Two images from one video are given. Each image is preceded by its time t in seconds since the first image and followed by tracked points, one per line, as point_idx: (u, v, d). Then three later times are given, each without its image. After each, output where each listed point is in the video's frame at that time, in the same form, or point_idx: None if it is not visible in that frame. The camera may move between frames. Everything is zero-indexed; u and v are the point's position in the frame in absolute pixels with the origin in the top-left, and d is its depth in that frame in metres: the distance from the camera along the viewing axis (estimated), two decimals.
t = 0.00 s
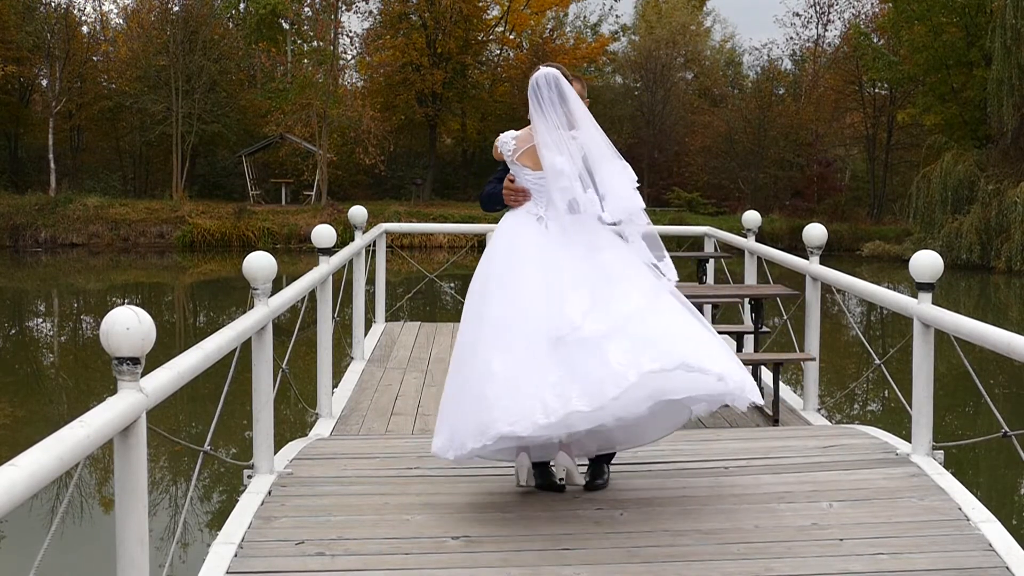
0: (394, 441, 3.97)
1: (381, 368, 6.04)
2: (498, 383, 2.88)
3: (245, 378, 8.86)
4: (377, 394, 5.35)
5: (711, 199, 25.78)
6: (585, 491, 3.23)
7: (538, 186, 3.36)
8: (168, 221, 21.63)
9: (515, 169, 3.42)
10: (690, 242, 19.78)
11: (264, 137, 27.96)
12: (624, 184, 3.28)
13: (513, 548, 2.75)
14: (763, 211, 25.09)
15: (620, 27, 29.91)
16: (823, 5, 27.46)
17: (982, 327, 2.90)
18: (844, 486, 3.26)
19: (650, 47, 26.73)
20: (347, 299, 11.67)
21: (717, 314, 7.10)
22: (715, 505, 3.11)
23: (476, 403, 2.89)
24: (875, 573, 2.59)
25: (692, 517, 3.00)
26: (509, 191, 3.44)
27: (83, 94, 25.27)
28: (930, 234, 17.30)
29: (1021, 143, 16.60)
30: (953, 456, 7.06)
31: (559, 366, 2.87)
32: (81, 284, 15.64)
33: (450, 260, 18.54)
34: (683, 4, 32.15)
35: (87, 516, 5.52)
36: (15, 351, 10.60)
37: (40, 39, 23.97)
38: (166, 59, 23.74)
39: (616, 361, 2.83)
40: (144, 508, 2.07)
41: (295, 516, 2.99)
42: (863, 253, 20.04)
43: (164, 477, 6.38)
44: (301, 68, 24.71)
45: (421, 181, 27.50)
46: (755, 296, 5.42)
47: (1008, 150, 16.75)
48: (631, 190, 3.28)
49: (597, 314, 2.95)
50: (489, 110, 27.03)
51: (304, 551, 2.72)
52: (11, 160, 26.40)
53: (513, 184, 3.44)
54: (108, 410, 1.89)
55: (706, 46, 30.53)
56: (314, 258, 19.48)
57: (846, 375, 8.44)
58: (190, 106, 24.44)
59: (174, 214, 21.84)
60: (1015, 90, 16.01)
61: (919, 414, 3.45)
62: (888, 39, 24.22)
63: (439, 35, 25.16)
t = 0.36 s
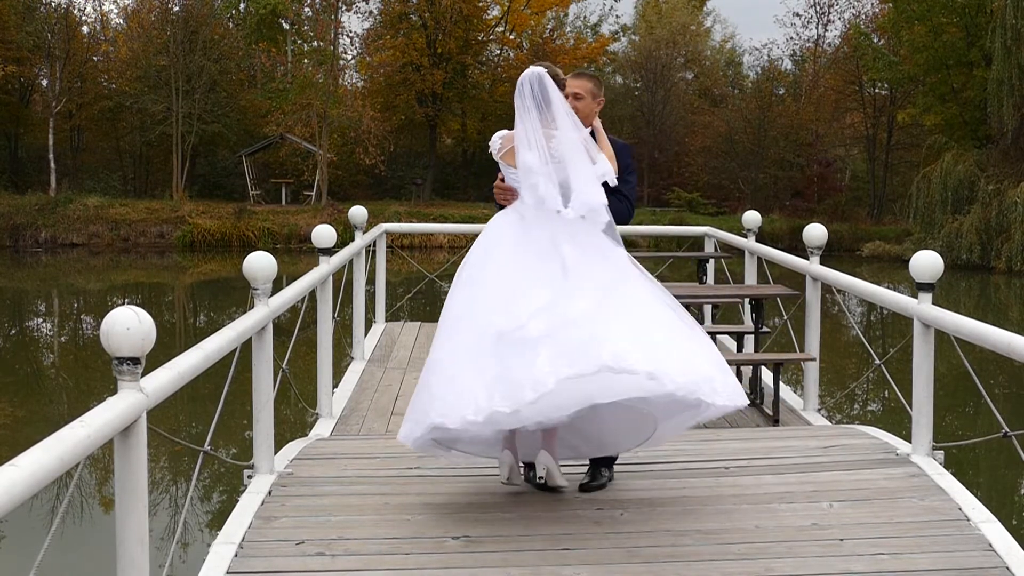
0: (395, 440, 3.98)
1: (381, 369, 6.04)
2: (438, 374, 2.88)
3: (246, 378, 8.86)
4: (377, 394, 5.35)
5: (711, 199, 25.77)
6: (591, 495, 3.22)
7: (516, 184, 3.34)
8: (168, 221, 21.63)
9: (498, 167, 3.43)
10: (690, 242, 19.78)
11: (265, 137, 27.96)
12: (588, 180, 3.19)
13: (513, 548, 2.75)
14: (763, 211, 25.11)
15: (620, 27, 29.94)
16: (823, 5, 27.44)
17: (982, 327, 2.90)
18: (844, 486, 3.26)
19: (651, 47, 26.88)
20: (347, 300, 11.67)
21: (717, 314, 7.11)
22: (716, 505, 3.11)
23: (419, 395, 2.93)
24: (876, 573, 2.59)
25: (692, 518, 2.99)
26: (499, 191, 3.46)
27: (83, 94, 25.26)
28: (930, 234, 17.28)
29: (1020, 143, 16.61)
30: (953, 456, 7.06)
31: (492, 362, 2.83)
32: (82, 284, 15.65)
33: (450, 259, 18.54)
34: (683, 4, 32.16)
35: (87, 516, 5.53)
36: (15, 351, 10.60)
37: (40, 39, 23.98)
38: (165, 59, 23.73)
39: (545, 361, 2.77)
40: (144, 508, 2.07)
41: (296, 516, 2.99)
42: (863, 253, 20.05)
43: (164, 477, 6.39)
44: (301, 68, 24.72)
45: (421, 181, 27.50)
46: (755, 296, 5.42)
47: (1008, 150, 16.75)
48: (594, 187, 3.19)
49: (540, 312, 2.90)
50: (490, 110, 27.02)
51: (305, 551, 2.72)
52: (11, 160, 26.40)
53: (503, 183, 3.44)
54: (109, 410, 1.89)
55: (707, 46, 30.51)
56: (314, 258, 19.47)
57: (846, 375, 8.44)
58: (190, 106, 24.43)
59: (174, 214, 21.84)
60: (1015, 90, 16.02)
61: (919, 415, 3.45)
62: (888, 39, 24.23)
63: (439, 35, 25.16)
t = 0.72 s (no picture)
0: (396, 442, 3.98)
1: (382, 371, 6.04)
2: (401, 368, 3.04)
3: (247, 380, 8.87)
4: (377, 396, 5.35)
5: (712, 202, 25.78)
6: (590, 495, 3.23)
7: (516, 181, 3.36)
8: (169, 223, 21.66)
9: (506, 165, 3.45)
10: (691, 245, 19.76)
11: (266, 139, 27.99)
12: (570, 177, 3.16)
13: (513, 551, 2.75)
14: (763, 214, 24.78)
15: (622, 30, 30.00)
16: (824, 10, 27.57)
17: (986, 332, 2.89)
18: (845, 490, 3.26)
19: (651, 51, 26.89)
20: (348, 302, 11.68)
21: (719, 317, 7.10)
22: (717, 509, 3.11)
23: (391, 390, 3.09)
24: None
25: (693, 521, 2.99)
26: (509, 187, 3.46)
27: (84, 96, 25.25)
28: (931, 237, 17.24)
29: (1021, 147, 16.62)
30: (953, 460, 7.05)
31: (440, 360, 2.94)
32: (83, 286, 15.66)
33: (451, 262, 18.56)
34: (684, 8, 32.20)
35: (87, 518, 5.53)
36: (17, 352, 10.61)
37: (42, 40, 24.01)
38: (167, 61, 23.76)
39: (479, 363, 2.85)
40: (145, 510, 2.07)
41: (297, 518, 2.99)
42: (863, 257, 20.07)
43: (164, 479, 6.39)
44: (303, 71, 24.73)
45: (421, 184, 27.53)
46: (756, 300, 5.42)
47: (1009, 154, 16.76)
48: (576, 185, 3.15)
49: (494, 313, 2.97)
50: (491, 113, 27.06)
51: (306, 553, 2.72)
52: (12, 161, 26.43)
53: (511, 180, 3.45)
54: (110, 411, 1.89)
55: (708, 49, 30.54)
56: (314, 261, 19.47)
57: (846, 379, 8.44)
58: (192, 108, 24.46)
59: (175, 216, 21.87)
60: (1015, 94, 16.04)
61: (922, 419, 3.45)
62: (888, 43, 24.26)
63: (440, 38, 25.19)
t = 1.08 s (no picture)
0: (396, 443, 3.97)
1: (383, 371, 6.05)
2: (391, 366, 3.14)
3: (247, 381, 8.88)
4: (377, 397, 5.35)
5: (712, 203, 25.75)
6: (589, 495, 3.23)
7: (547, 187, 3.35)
8: (169, 223, 21.66)
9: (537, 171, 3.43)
10: (691, 245, 19.77)
11: (266, 139, 27.98)
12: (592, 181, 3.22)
13: (513, 551, 2.75)
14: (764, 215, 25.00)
15: (622, 30, 30.01)
16: (824, 11, 27.66)
17: (987, 332, 2.89)
18: (846, 491, 3.26)
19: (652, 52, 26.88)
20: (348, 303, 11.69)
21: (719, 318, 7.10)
22: (718, 509, 3.11)
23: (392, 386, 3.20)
24: None
25: (694, 522, 2.99)
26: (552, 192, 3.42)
27: (85, 96, 25.22)
28: (931, 238, 17.26)
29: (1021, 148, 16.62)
30: (953, 460, 7.06)
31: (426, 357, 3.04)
32: (83, 286, 15.64)
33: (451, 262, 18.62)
34: (685, 9, 32.22)
35: (87, 517, 5.54)
36: (18, 352, 10.62)
37: (42, 40, 23.99)
38: (167, 62, 23.75)
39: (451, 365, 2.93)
40: (145, 508, 2.06)
41: (297, 518, 3.00)
42: (863, 257, 20.09)
43: (164, 480, 6.39)
44: (303, 71, 24.72)
45: (422, 185, 27.54)
46: (757, 300, 5.42)
47: (1009, 155, 16.76)
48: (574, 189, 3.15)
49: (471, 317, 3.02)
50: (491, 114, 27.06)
51: (306, 553, 2.72)
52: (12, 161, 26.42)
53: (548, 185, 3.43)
54: (111, 411, 1.88)
55: (708, 50, 30.54)
56: (315, 261, 19.48)
57: (846, 380, 8.44)
58: (192, 108, 24.45)
59: (176, 216, 21.88)
60: (1016, 95, 16.03)
61: (922, 420, 3.44)
62: (889, 43, 24.28)
63: (440, 38, 25.18)
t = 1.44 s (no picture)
0: (397, 444, 3.98)
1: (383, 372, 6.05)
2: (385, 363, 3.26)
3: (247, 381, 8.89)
4: (378, 398, 5.35)
5: (712, 204, 25.75)
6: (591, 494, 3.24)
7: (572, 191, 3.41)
8: (168, 224, 21.65)
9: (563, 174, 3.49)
10: (692, 247, 19.77)
11: (266, 140, 27.97)
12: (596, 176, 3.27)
13: (513, 553, 2.75)
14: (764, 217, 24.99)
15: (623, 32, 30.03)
16: (825, 12, 27.70)
17: (986, 334, 2.88)
18: (847, 492, 3.26)
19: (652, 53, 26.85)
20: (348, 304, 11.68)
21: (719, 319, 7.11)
22: (719, 510, 3.11)
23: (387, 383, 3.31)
24: None
25: (695, 523, 2.99)
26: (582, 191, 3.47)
27: (85, 97, 25.21)
28: (931, 239, 17.26)
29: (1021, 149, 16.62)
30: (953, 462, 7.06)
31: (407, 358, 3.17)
32: (83, 287, 15.63)
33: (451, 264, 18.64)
34: (685, 10, 32.24)
35: (87, 519, 5.54)
36: (18, 353, 10.62)
37: (42, 41, 23.96)
38: (167, 62, 23.73)
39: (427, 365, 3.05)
40: (145, 509, 2.06)
41: (298, 519, 2.99)
42: (863, 259, 20.09)
43: (164, 481, 6.39)
44: (303, 72, 24.71)
45: (422, 186, 27.52)
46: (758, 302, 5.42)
47: (1010, 156, 16.75)
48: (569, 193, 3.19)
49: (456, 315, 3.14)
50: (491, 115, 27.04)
51: (306, 555, 2.72)
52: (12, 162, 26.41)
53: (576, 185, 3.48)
54: (111, 412, 1.88)
55: (708, 51, 30.55)
56: (315, 262, 19.50)
57: (847, 381, 8.44)
58: (192, 109, 24.44)
59: (176, 217, 21.88)
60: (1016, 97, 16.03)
61: (922, 421, 3.44)
62: (890, 45, 24.29)
63: (441, 40, 25.19)
